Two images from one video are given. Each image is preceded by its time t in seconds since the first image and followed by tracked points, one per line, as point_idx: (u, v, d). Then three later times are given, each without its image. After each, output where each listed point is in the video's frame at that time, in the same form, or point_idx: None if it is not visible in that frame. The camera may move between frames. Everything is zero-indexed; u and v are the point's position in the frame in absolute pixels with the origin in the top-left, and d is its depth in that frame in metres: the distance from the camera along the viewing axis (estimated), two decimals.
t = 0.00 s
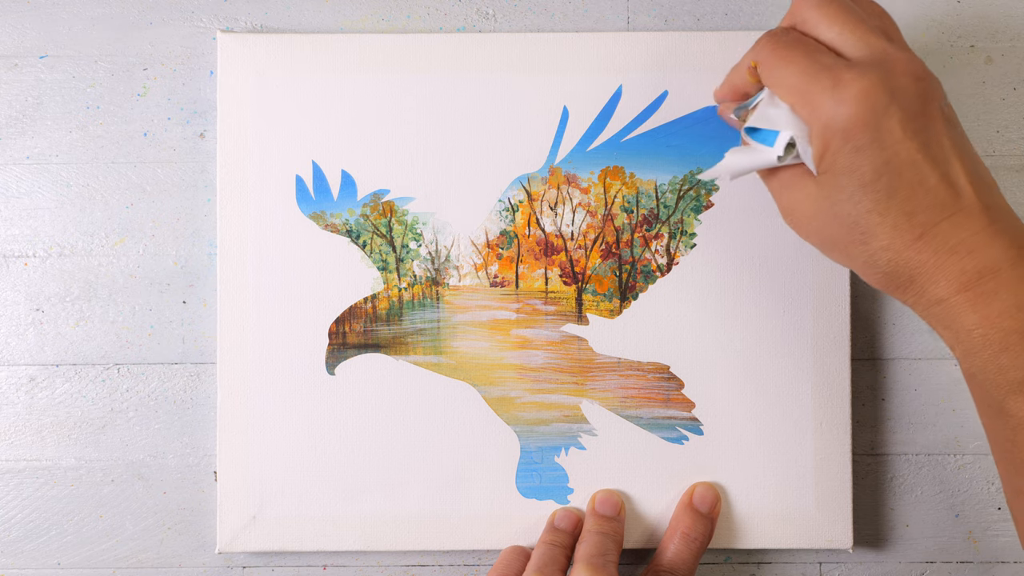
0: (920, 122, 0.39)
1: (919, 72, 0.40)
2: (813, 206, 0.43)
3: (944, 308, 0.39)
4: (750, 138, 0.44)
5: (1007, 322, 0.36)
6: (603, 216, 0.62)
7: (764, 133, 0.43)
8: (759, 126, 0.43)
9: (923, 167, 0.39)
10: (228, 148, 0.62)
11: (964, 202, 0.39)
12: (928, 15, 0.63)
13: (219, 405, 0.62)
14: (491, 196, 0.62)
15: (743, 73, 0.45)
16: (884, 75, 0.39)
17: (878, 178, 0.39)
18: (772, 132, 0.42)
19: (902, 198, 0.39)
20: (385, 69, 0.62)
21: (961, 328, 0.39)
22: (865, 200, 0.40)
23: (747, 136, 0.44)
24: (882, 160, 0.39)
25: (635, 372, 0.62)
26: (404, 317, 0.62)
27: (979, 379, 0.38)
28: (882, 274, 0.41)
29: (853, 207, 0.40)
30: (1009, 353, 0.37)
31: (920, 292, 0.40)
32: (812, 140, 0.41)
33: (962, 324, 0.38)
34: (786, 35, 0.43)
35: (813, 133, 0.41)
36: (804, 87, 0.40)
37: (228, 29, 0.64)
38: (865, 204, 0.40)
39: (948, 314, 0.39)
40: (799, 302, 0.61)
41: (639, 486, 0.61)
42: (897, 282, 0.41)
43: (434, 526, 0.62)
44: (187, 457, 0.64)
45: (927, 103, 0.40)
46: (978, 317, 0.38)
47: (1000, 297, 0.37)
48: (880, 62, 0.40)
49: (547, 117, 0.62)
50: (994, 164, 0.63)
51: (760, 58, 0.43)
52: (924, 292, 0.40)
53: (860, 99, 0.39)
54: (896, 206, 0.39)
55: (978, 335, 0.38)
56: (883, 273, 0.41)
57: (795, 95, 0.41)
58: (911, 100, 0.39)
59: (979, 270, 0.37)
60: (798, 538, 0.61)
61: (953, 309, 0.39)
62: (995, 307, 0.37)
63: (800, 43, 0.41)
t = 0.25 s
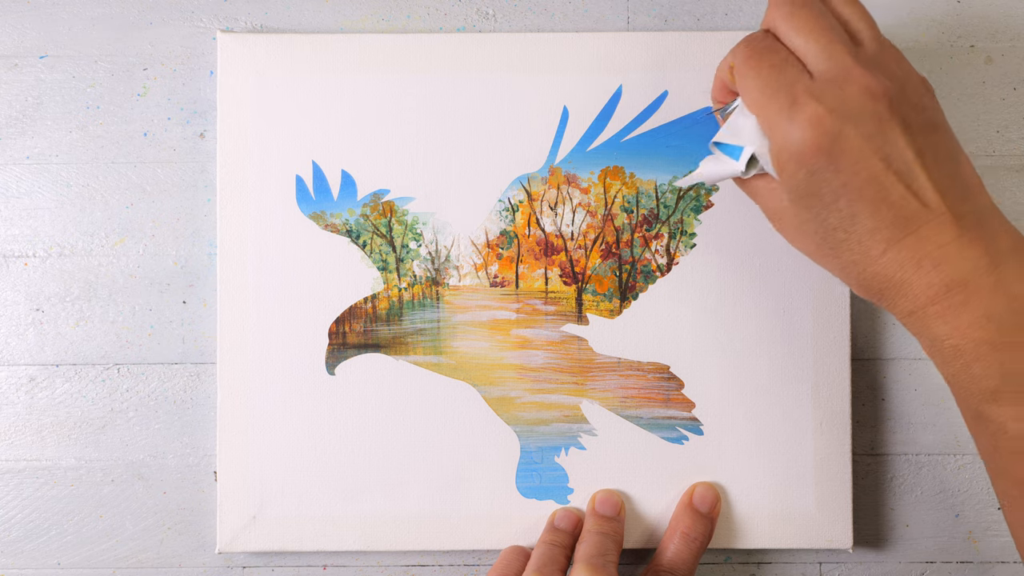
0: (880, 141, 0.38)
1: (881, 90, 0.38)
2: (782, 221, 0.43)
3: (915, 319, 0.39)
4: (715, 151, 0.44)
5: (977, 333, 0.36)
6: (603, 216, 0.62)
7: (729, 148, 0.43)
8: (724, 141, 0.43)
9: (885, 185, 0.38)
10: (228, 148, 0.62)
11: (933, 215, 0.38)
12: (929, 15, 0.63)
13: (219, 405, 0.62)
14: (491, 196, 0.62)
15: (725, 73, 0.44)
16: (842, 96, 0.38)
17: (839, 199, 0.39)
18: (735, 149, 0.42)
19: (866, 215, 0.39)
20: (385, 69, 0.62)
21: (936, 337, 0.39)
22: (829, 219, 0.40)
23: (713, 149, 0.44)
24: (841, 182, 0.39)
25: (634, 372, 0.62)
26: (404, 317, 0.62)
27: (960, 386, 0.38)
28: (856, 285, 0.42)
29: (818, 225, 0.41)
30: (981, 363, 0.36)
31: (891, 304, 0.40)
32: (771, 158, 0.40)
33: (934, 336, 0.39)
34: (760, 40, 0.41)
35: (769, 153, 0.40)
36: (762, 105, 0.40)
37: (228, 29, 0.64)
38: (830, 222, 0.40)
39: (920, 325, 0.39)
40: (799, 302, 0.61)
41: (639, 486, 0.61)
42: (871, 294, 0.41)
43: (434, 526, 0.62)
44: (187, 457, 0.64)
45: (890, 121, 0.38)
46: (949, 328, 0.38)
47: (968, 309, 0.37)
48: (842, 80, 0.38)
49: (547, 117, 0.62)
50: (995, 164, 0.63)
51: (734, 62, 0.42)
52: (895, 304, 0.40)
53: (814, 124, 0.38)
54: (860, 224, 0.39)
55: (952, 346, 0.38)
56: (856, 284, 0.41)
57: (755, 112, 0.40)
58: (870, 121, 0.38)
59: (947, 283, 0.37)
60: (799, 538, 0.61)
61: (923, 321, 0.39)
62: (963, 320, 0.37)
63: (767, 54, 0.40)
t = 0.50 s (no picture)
0: (896, 129, 0.43)
1: (893, 82, 0.43)
2: (802, 214, 0.47)
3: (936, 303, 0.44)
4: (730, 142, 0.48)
5: (998, 313, 0.41)
6: (603, 216, 0.62)
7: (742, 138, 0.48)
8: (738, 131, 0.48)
9: (902, 173, 0.43)
10: (228, 148, 0.62)
11: (949, 201, 0.43)
12: (928, 15, 0.63)
13: (219, 405, 0.62)
14: (491, 196, 0.62)
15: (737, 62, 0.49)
16: (859, 88, 0.43)
17: (862, 188, 0.44)
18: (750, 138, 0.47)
19: (887, 204, 0.44)
20: (385, 69, 0.62)
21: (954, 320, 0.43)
22: (853, 209, 0.45)
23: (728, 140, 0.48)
24: (864, 170, 0.43)
25: (634, 372, 0.62)
26: (404, 317, 0.62)
27: (974, 370, 0.42)
28: (879, 273, 0.46)
29: (842, 215, 0.45)
30: (1000, 343, 0.41)
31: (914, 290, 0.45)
32: (786, 148, 0.45)
33: (957, 318, 0.43)
34: (774, 33, 0.45)
35: (788, 143, 0.45)
36: (781, 96, 0.44)
37: (228, 29, 0.64)
38: (850, 211, 0.45)
39: (941, 308, 0.44)
40: (799, 302, 0.61)
41: (639, 486, 0.61)
42: (894, 281, 0.46)
43: (435, 526, 0.62)
44: (187, 457, 0.64)
45: (903, 111, 0.43)
46: (970, 311, 0.42)
47: (988, 290, 0.41)
48: (856, 72, 0.43)
49: (547, 117, 0.62)
50: (995, 164, 0.63)
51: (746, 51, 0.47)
52: (917, 289, 0.44)
53: (831, 116, 0.43)
54: (882, 212, 0.44)
55: (972, 326, 0.42)
56: (881, 273, 0.46)
57: (773, 103, 0.45)
58: (886, 110, 0.43)
59: (966, 265, 0.42)
60: (799, 538, 0.61)
61: (945, 304, 0.43)
62: (982, 301, 0.41)
63: (782, 47, 0.44)
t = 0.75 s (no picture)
0: (909, 109, 0.44)
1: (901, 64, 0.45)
2: (819, 200, 0.47)
3: (958, 281, 0.44)
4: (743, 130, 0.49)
5: (1021, 289, 0.41)
6: (603, 216, 0.62)
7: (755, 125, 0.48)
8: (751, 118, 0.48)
9: (919, 150, 0.44)
10: (228, 148, 0.62)
11: (966, 178, 0.43)
12: (929, 15, 0.63)
13: (219, 405, 0.62)
14: (491, 196, 0.62)
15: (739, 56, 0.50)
16: (869, 69, 0.45)
17: (880, 166, 0.45)
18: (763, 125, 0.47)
19: (906, 183, 0.44)
20: (385, 69, 0.62)
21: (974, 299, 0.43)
22: (871, 188, 0.45)
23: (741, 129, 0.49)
24: (881, 148, 0.44)
25: (634, 372, 0.62)
26: (404, 317, 0.62)
27: (991, 350, 0.42)
28: (898, 256, 0.46)
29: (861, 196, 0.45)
30: (1019, 320, 0.41)
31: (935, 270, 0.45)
32: (802, 134, 0.46)
33: (979, 296, 0.43)
34: (778, 23, 0.47)
35: (804, 126, 0.46)
36: (795, 81, 0.45)
37: (228, 29, 0.64)
38: (869, 192, 0.45)
39: (962, 288, 0.44)
40: (799, 302, 0.61)
41: (639, 486, 0.61)
42: (914, 263, 0.46)
43: (435, 526, 0.62)
44: (187, 457, 0.64)
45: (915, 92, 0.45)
46: (993, 288, 0.42)
47: (1012, 265, 0.41)
48: (863, 56, 0.45)
49: (547, 117, 0.62)
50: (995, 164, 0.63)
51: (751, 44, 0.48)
52: (938, 268, 0.44)
53: (845, 95, 0.44)
54: (901, 191, 0.45)
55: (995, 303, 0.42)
56: (900, 256, 0.46)
57: (786, 88, 0.46)
58: (898, 91, 0.44)
59: (989, 241, 0.42)
60: (799, 538, 0.61)
61: (967, 282, 0.43)
62: (1007, 277, 0.41)
63: (789, 34, 0.46)
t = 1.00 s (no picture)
0: (915, 103, 0.45)
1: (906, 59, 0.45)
2: (825, 195, 0.47)
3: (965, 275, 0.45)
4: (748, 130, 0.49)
5: None
6: (603, 216, 0.62)
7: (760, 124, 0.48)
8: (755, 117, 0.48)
9: (925, 144, 0.44)
10: (228, 148, 0.62)
11: (971, 172, 0.44)
12: (929, 15, 0.63)
13: (219, 405, 0.62)
14: (491, 196, 0.62)
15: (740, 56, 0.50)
16: (875, 64, 0.45)
17: (888, 160, 0.45)
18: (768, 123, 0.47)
19: (913, 176, 0.44)
20: (385, 69, 0.62)
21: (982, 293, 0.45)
22: (878, 182, 0.45)
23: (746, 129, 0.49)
24: (889, 141, 0.44)
25: (634, 372, 0.62)
26: (404, 317, 0.62)
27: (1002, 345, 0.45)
28: (905, 251, 0.46)
29: (868, 190, 0.45)
30: None
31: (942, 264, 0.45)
32: (808, 131, 0.46)
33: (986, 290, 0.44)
34: (779, 22, 0.47)
35: (810, 123, 0.46)
36: (799, 76, 0.45)
37: (228, 29, 0.64)
38: (876, 186, 0.45)
39: (970, 281, 0.45)
40: (799, 302, 0.61)
41: (639, 486, 0.61)
42: (921, 258, 0.46)
43: (435, 526, 0.62)
44: (187, 457, 0.64)
45: (920, 86, 0.45)
46: (1000, 282, 0.44)
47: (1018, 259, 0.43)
48: (869, 51, 0.45)
49: (547, 117, 0.62)
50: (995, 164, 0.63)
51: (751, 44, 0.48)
52: (946, 262, 0.45)
53: (852, 89, 0.44)
54: (908, 184, 0.45)
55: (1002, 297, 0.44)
56: (907, 251, 0.46)
57: (791, 84, 0.46)
58: (904, 84, 0.44)
59: (995, 235, 0.43)
60: (799, 538, 0.61)
61: (975, 275, 0.44)
62: (1015, 270, 0.43)
63: (791, 32, 0.46)
